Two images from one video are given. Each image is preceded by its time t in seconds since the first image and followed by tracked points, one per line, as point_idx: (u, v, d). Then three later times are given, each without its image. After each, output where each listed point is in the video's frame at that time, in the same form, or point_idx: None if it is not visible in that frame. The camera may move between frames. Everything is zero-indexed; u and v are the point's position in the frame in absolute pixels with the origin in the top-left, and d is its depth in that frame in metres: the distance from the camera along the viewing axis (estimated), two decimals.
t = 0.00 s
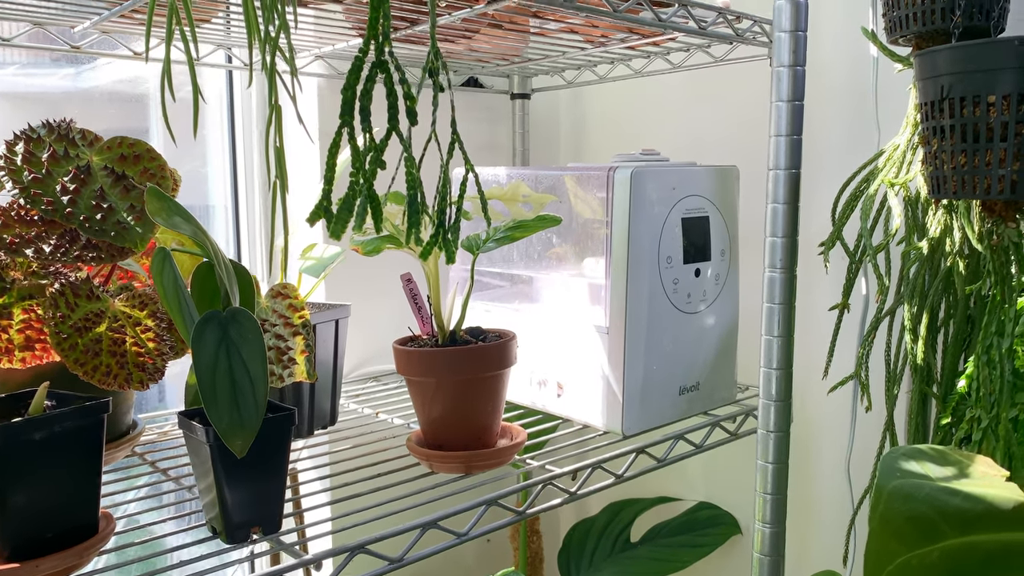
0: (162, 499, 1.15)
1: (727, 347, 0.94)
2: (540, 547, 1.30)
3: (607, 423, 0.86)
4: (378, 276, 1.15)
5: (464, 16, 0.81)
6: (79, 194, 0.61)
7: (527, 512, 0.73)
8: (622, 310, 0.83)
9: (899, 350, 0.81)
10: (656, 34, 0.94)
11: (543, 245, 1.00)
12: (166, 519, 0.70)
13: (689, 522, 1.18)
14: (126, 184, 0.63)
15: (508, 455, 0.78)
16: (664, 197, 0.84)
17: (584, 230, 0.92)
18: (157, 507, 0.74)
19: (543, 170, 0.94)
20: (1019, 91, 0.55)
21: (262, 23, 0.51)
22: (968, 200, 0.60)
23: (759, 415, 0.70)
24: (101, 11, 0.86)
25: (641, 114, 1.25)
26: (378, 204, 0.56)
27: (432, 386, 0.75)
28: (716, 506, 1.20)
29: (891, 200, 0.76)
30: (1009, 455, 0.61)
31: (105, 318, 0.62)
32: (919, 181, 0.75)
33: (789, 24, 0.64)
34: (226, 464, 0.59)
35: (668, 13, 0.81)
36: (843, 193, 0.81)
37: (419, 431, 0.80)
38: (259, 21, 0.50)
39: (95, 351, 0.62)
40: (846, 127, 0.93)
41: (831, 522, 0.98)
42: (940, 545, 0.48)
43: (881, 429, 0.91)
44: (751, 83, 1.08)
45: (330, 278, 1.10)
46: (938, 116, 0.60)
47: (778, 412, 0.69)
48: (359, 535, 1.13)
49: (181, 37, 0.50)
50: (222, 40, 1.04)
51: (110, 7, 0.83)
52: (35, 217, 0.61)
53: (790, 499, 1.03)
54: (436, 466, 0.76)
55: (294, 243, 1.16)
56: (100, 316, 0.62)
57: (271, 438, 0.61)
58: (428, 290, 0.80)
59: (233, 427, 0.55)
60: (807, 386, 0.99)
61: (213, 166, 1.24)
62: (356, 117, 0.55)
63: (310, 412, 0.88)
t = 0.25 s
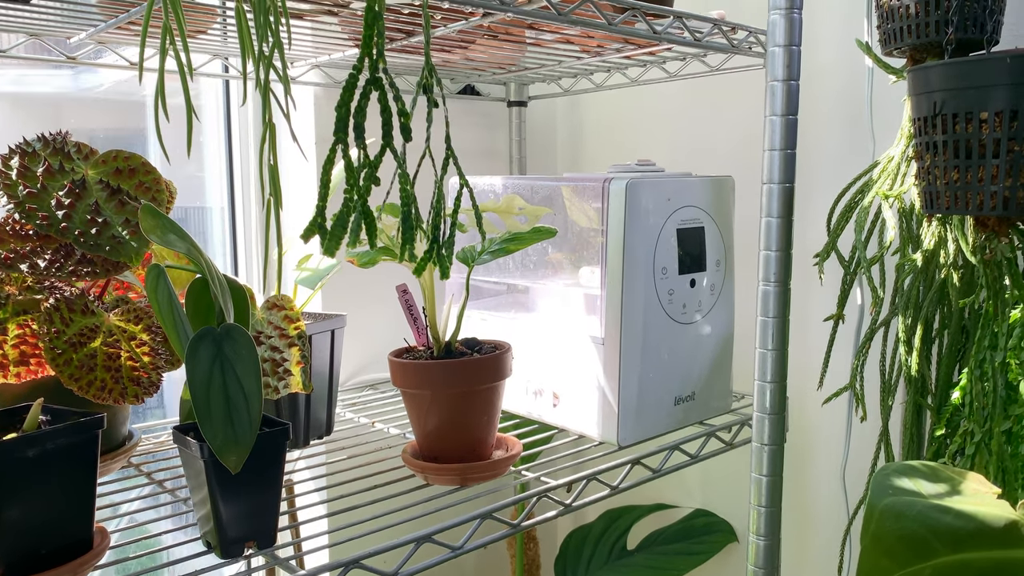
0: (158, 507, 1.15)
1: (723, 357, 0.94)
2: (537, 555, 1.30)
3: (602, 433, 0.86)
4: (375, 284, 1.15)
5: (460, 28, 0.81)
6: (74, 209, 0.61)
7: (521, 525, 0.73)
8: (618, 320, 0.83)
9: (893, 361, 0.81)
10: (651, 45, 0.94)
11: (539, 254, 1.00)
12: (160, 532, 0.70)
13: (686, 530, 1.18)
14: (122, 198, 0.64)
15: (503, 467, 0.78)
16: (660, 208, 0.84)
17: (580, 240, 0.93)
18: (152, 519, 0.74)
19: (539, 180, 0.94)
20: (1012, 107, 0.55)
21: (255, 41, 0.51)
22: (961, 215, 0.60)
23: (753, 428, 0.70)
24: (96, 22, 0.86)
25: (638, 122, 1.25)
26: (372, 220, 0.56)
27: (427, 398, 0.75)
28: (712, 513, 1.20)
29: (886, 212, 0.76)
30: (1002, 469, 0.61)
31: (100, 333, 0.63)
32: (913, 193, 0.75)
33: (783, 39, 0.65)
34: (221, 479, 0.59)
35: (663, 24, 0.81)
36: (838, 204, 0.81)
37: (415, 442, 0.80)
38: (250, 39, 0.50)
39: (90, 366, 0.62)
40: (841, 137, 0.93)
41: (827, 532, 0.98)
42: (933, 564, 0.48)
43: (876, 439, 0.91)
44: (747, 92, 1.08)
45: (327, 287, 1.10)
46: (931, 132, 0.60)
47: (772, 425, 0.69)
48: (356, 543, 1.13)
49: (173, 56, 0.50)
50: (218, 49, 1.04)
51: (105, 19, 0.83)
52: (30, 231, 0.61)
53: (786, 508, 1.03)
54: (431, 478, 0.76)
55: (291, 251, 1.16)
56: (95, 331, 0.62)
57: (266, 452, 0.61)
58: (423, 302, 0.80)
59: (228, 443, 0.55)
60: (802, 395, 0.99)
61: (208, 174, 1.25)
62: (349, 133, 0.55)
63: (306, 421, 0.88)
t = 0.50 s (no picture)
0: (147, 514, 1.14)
1: (711, 364, 0.94)
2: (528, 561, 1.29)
3: (589, 441, 0.86)
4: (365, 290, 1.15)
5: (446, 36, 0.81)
6: (55, 219, 0.61)
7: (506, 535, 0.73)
8: (604, 328, 0.83)
9: (879, 368, 0.81)
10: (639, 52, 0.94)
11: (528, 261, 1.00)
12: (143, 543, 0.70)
13: (676, 536, 1.18)
14: (103, 209, 0.63)
15: (489, 476, 0.78)
16: (646, 215, 0.84)
17: (569, 247, 0.93)
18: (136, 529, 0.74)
19: (527, 188, 0.94)
20: (993, 118, 0.55)
21: (233, 53, 0.51)
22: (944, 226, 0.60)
23: (738, 437, 0.70)
24: (81, 30, 0.86)
25: (628, 127, 1.25)
26: (353, 231, 0.56)
27: (412, 407, 0.75)
28: (703, 519, 1.20)
29: (872, 220, 0.75)
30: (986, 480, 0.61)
31: (80, 344, 0.62)
32: (899, 201, 0.75)
33: (766, 48, 0.65)
34: (202, 491, 0.58)
35: (649, 32, 0.81)
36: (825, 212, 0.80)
37: (401, 451, 0.80)
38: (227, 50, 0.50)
39: (70, 377, 0.62)
40: (829, 145, 0.94)
41: (817, 539, 0.98)
42: None
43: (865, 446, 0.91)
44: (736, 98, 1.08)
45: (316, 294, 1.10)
46: (914, 142, 0.60)
47: (756, 434, 0.69)
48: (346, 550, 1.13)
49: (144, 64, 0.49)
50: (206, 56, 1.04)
51: (90, 26, 0.83)
52: (11, 241, 0.61)
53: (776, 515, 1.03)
54: (416, 487, 0.76)
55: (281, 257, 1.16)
56: (76, 342, 0.62)
57: (249, 464, 0.61)
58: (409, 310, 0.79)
59: (207, 455, 0.55)
60: (792, 402, 0.99)
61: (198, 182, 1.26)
62: (329, 144, 0.55)
63: (292, 429, 0.88)
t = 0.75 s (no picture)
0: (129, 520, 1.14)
1: (692, 370, 0.93)
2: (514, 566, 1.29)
3: (568, 448, 0.85)
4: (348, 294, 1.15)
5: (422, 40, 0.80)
6: (22, 224, 0.61)
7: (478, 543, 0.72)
8: (582, 334, 0.82)
9: (858, 373, 0.81)
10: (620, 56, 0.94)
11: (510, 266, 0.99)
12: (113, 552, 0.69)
13: (662, 541, 1.18)
14: (72, 214, 0.64)
15: (464, 483, 0.77)
16: (624, 221, 0.84)
17: (549, 252, 0.92)
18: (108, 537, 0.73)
19: (506, 193, 0.94)
20: (964, 125, 0.54)
21: (193, 59, 0.50)
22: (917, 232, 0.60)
23: (712, 444, 0.69)
24: (56, 34, 0.85)
25: (614, 130, 1.25)
26: (318, 238, 0.56)
27: (387, 414, 0.74)
28: (689, 524, 1.20)
29: (850, 226, 0.75)
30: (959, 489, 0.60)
31: (46, 351, 0.62)
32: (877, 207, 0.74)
33: (739, 54, 0.64)
34: (164, 499, 0.57)
35: (627, 37, 0.80)
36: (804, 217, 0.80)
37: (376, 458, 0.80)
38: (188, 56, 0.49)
39: (35, 385, 0.61)
40: (810, 149, 0.93)
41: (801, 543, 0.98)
42: None
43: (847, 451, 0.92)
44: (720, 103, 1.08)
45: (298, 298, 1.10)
46: (886, 148, 0.59)
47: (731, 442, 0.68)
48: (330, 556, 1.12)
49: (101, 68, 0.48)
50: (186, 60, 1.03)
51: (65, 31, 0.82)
52: None
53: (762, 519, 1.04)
54: (390, 495, 0.75)
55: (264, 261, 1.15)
56: (42, 349, 0.62)
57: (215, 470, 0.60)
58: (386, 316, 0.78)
59: (170, 463, 0.55)
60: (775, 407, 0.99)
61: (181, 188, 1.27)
62: (294, 150, 0.54)
63: (269, 435, 0.87)
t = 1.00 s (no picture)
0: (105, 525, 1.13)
1: (666, 378, 0.93)
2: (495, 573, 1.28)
3: (538, 456, 0.85)
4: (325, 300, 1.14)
5: (390, 45, 0.80)
6: None
7: (441, 553, 0.71)
8: (553, 341, 0.82)
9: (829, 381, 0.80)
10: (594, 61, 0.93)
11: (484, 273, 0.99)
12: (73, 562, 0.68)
13: (642, 548, 1.17)
14: (29, 221, 0.64)
15: (430, 493, 0.77)
16: (595, 227, 0.83)
17: (522, 259, 0.92)
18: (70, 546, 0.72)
19: (479, 199, 0.93)
20: (923, 133, 0.53)
21: (138, 67, 0.50)
22: (879, 241, 0.59)
23: (678, 454, 0.69)
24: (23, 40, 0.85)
25: (593, 135, 1.23)
26: (271, 246, 0.55)
27: (352, 422, 0.74)
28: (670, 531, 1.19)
29: (820, 233, 0.74)
30: (922, 501, 0.60)
31: None
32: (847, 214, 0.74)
33: (703, 60, 0.63)
34: (117, 511, 0.57)
35: (597, 42, 0.80)
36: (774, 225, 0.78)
37: (342, 467, 0.79)
38: (132, 64, 0.49)
39: None
40: (786, 156, 0.93)
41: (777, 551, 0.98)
42: None
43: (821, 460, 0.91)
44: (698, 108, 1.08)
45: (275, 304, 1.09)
46: (847, 156, 0.59)
47: (696, 452, 0.67)
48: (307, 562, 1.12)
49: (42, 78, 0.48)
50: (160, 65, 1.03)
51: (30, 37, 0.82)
52: None
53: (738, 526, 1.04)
54: (355, 504, 0.75)
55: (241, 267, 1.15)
56: None
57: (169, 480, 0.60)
58: (354, 325, 0.77)
59: (119, 475, 0.54)
60: (751, 414, 0.98)
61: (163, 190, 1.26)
62: (245, 159, 0.54)
63: (238, 442, 0.87)
